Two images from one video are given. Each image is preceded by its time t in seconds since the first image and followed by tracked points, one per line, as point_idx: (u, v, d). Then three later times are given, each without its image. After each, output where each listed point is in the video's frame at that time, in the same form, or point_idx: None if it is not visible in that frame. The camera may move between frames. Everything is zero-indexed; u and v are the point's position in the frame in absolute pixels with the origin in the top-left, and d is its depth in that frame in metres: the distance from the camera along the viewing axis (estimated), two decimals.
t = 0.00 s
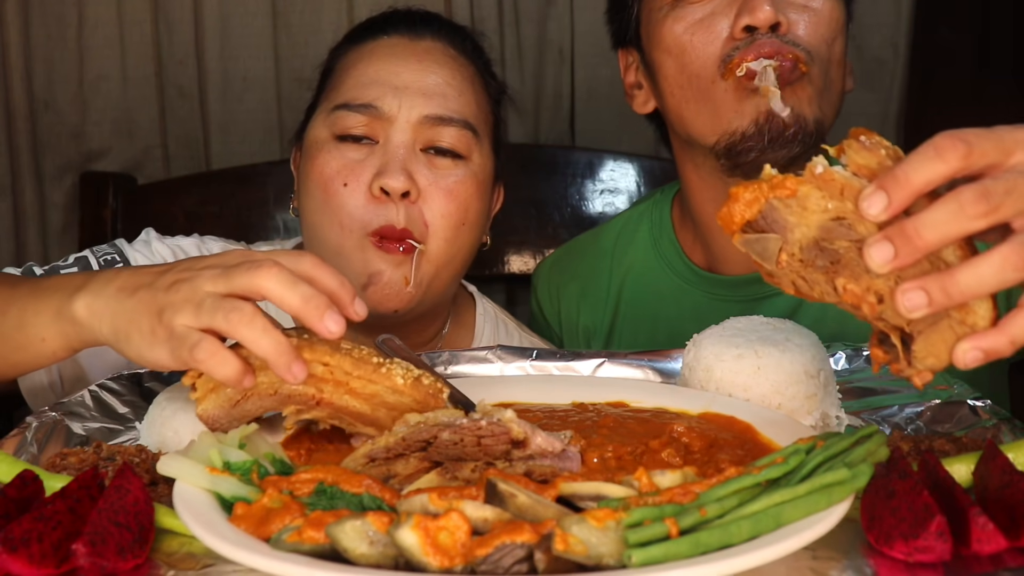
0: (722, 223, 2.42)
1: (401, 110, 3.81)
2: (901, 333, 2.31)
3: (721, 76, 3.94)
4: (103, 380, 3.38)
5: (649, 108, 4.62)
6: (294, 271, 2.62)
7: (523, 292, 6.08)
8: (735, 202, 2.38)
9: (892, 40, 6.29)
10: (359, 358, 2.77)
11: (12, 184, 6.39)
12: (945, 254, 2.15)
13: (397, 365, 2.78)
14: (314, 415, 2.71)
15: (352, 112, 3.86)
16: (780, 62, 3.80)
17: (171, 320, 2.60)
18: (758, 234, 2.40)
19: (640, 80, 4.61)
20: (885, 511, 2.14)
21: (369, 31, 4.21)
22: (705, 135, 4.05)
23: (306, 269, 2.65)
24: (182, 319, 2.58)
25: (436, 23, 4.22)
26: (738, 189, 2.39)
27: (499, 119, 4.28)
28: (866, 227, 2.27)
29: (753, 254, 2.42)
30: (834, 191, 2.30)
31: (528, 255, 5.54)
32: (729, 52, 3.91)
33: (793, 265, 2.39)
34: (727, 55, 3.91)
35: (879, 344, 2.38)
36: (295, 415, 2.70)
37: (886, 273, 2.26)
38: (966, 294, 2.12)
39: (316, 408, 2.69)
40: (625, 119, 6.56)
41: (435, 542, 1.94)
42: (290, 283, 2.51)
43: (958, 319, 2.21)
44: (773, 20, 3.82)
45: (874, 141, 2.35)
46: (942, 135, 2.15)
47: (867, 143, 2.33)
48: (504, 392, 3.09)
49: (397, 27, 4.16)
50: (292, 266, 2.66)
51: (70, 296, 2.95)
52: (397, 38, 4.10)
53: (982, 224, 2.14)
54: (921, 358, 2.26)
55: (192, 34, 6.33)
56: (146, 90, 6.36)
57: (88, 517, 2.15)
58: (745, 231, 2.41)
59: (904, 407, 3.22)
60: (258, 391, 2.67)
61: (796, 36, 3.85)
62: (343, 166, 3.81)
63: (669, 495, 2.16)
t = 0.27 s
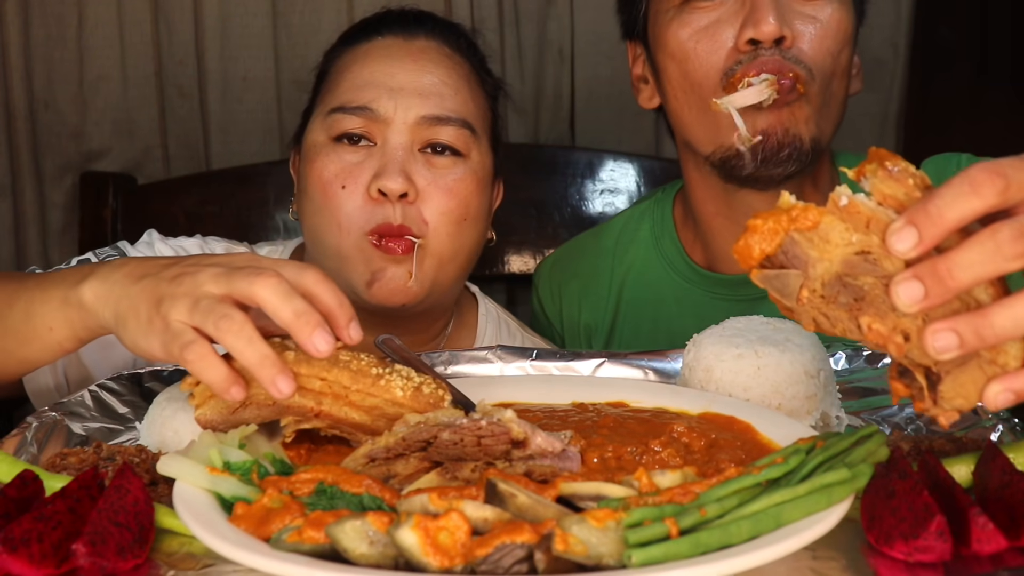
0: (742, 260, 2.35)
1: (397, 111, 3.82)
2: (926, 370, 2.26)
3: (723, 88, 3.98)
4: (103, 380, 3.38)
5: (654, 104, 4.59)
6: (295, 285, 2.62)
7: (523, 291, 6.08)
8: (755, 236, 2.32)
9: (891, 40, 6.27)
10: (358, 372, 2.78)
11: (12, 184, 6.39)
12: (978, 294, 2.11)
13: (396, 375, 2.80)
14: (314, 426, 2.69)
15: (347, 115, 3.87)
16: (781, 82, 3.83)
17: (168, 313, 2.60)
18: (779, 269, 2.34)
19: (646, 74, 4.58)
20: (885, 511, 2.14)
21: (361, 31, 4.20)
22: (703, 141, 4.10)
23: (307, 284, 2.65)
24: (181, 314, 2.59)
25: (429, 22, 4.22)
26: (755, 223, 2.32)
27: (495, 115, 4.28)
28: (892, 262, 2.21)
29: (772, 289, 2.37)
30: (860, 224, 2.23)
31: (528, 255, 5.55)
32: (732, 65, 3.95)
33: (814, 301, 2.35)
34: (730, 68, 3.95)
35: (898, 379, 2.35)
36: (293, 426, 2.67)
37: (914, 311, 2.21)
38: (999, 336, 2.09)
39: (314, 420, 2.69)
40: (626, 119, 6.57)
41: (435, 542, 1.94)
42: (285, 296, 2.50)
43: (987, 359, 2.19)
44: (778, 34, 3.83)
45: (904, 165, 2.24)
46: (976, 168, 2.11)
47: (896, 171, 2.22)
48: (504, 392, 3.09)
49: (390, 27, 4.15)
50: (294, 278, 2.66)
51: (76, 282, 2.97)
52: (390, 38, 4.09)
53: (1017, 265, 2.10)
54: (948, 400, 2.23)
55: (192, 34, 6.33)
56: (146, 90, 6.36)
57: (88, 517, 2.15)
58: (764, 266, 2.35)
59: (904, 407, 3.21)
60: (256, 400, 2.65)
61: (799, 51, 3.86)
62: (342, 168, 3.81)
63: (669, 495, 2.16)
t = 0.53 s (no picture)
0: (758, 268, 2.31)
1: (397, 114, 3.82)
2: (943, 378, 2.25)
3: (728, 127, 3.93)
4: (102, 380, 3.39)
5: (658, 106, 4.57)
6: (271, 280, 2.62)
7: (523, 291, 6.09)
8: (772, 245, 2.28)
9: (891, 41, 6.26)
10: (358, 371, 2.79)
11: (12, 185, 6.39)
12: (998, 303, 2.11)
13: (395, 375, 2.81)
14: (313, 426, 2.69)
15: (347, 119, 3.87)
16: (786, 136, 3.80)
17: (147, 313, 2.65)
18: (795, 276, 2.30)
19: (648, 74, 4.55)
20: (885, 511, 2.14)
21: (358, 33, 4.19)
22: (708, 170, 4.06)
23: (285, 278, 2.64)
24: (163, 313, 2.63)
25: (426, 23, 4.23)
26: (773, 230, 2.28)
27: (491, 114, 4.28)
28: (913, 271, 2.20)
29: (788, 297, 2.33)
30: (878, 231, 2.23)
31: (528, 255, 5.55)
32: (740, 107, 3.87)
33: (832, 309, 2.31)
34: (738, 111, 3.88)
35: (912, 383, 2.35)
36: (292, 425, 2.67)
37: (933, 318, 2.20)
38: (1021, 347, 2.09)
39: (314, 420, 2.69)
40: (626, 119, 6.56)
41: (435, 542, 1.94)
42: (258, 288, 2.52)
43: (1007, 368, 2.19)
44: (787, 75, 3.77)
45: (923, 171, 2.23)
46: (999, 180, 2.12)
47: (916, 178, 2.22)
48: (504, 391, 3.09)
49: (385, 28, 4.15)
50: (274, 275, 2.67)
51: (64, 290, 3.01)
52: (385, 40, 4.09)
53: None
54: (967, 407, 2.23)
55: (192, 34, 6.34)
56: (146, 89, 6.36)
57: (88, 517, 2.15)
58: (780, 273, 2.31)
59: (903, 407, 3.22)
60: (256, 400, 2.65)
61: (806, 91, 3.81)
62: (343, 171, 3.81)
63: (669, 495, 2.16)
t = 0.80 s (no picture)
0: (766, 239, 2.28)
1: (401, 117, 3.81)
2: (952, 353, 2.26)
3: (728, 148, 3.94)
4: (102, 380, 3.39)
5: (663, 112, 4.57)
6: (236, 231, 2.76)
7: (523, 291, 6.09)
8: (782, 216, 2.25)
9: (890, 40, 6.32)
10: (358, 372, 2.80)
11: (12, 185, 6.38)
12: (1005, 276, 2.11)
13: (395, 374, 2.83)
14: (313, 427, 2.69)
15: (350, 123, 3.86)
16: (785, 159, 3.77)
17: (121, 271, 2.81)
18: (804, 251, 2.28)
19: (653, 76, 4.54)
20: (885, 511, 2.13)
21: (357, 35, 4.18)
22: (709, 180, 4.08)
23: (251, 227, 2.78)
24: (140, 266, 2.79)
25: (426, 25, 4.23)
26: (783, 201, 2.26)
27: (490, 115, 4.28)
28: (920, 244, 2.19)
29: (797, 272, 2.30)
30: (887, 204, 2.21)
31: (528, 255, 5.55)
32: (739, 132, 3.89)
33: (841, 284, 2.28)
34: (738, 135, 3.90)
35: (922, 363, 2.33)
36: (291, 425, 2.66)
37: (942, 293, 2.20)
38: None
39: (314, 420, 2.69)
40: (625, 119, 6.56)
41: (435, 542, 1.94)
42: (217, 221, 2.68)
43: (1017, 342, 2.21)
44: (786, 103, 3.75)
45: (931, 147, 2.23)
46: (1008, 149, 2.11)
47: (924, 152, 2.22)
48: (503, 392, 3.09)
49: (386, 30, 4.15)
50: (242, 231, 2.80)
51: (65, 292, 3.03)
52: (386, 42, 4.08)
53: None
54: (978, 382, 2.23)
55: (193, 34, 6.34)
56: (146, 89, 6.36)
57: (89, 517, 2.15)
58: (789, 247, 2.29)
59: (904, 406, 3.22)
60: (255, 399, 2.66)
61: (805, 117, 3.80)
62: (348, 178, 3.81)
63: (669, 495, 2.16)
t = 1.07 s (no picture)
0: (750, 229, 2.29)
1: (402, 122, 3.80)
2: (937, 347, 2.25)
3: (717, 159, 3.99)
4: (102, 379, 3.39)
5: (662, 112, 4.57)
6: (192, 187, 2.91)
7: (523, 291, 6.09)
8: (766, 205, 2.26)
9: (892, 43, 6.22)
10: (358, 372, 2.80)
11: (12, 185, 6.37)
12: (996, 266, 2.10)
13: (395, 374, 2.83)
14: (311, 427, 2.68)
15: (349, 128, 3.86)
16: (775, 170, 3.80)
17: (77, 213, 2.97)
18: (788, 242, 2.27)
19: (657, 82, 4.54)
20: (885, 511, 2.13)
21: (355, 35, 4.19)
22: (708, 179, 4.08)
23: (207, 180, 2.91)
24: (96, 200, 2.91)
25: (424, 26, 4.24)
26: (767, 192, 2.27)
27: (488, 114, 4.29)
28: (906, 233, 2.21)
29: (781, 263, 2.29)
30: (872, 194, 2.23)
31: (528, 255, 5.55)
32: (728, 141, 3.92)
33: (826, 275, 2.27)
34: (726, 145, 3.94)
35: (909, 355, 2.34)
36: (291, 425, 2.65)
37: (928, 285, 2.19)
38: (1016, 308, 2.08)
39: (313, 420, 2.68)
40: (626, 119, 6.56)
41: (435, 542, 1.94)
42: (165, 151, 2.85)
43: (1000, 332, 2.17)
44: (778, 119, 3.75)
45: (915, 138, 2.26)
46: (992, 139, 2.12)
47: (908, 142, 2.25)
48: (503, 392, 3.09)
49: (384, 31, 4.15)
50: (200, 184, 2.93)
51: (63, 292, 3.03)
52: (384, 44, 4.08)
53: None
54: (962, 375, 2.22)
55: (193, 34, 6.35)
56: (146, 89, 6.35)
57: (88, 517, 2.15)
58: (773, 238, 2.29)
59: (904, 406, 3.22)
60: (255, 399, 2.66)
61: (798, 132, 3.81)
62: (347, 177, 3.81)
63: (669, 495, 2.16)
